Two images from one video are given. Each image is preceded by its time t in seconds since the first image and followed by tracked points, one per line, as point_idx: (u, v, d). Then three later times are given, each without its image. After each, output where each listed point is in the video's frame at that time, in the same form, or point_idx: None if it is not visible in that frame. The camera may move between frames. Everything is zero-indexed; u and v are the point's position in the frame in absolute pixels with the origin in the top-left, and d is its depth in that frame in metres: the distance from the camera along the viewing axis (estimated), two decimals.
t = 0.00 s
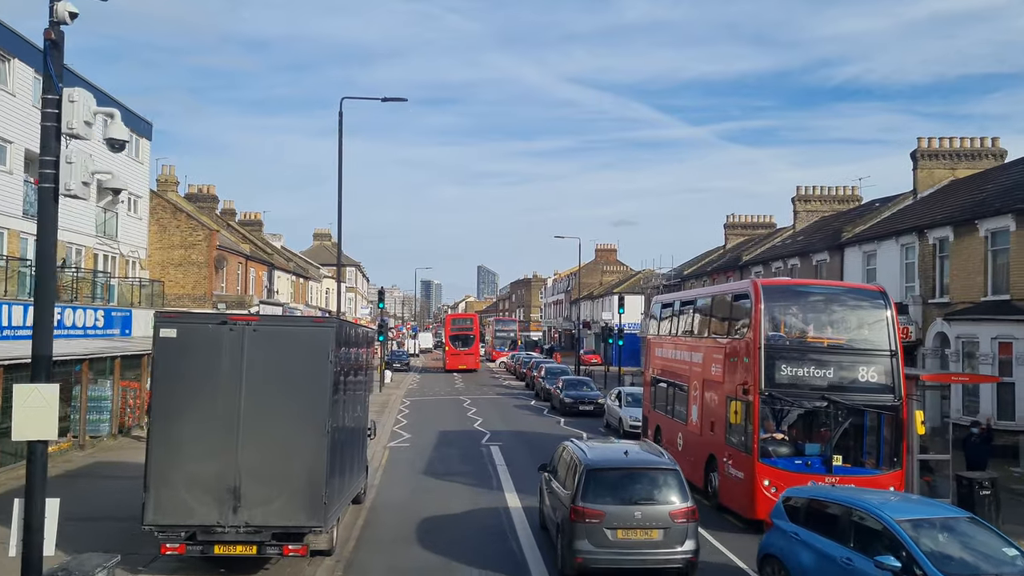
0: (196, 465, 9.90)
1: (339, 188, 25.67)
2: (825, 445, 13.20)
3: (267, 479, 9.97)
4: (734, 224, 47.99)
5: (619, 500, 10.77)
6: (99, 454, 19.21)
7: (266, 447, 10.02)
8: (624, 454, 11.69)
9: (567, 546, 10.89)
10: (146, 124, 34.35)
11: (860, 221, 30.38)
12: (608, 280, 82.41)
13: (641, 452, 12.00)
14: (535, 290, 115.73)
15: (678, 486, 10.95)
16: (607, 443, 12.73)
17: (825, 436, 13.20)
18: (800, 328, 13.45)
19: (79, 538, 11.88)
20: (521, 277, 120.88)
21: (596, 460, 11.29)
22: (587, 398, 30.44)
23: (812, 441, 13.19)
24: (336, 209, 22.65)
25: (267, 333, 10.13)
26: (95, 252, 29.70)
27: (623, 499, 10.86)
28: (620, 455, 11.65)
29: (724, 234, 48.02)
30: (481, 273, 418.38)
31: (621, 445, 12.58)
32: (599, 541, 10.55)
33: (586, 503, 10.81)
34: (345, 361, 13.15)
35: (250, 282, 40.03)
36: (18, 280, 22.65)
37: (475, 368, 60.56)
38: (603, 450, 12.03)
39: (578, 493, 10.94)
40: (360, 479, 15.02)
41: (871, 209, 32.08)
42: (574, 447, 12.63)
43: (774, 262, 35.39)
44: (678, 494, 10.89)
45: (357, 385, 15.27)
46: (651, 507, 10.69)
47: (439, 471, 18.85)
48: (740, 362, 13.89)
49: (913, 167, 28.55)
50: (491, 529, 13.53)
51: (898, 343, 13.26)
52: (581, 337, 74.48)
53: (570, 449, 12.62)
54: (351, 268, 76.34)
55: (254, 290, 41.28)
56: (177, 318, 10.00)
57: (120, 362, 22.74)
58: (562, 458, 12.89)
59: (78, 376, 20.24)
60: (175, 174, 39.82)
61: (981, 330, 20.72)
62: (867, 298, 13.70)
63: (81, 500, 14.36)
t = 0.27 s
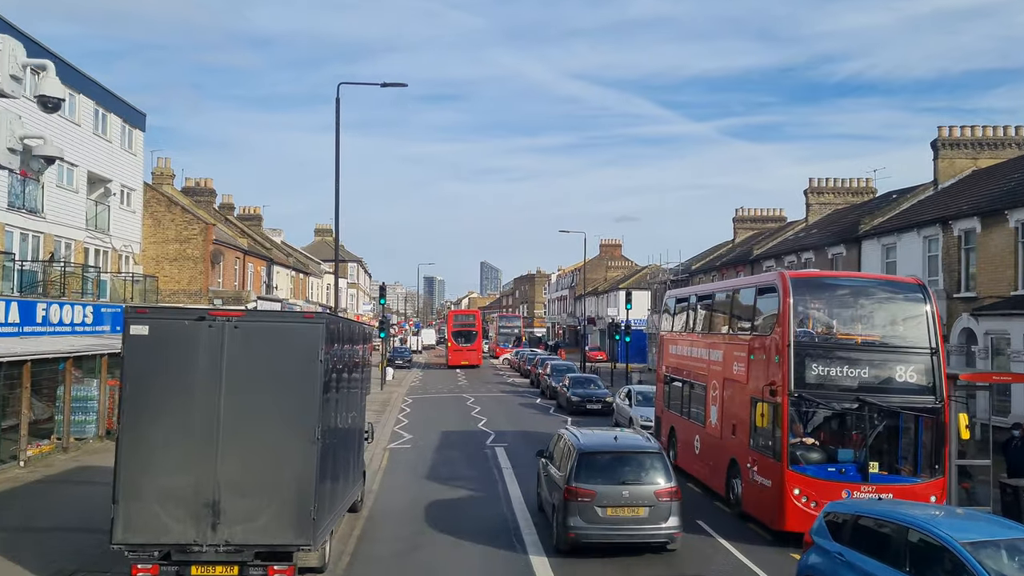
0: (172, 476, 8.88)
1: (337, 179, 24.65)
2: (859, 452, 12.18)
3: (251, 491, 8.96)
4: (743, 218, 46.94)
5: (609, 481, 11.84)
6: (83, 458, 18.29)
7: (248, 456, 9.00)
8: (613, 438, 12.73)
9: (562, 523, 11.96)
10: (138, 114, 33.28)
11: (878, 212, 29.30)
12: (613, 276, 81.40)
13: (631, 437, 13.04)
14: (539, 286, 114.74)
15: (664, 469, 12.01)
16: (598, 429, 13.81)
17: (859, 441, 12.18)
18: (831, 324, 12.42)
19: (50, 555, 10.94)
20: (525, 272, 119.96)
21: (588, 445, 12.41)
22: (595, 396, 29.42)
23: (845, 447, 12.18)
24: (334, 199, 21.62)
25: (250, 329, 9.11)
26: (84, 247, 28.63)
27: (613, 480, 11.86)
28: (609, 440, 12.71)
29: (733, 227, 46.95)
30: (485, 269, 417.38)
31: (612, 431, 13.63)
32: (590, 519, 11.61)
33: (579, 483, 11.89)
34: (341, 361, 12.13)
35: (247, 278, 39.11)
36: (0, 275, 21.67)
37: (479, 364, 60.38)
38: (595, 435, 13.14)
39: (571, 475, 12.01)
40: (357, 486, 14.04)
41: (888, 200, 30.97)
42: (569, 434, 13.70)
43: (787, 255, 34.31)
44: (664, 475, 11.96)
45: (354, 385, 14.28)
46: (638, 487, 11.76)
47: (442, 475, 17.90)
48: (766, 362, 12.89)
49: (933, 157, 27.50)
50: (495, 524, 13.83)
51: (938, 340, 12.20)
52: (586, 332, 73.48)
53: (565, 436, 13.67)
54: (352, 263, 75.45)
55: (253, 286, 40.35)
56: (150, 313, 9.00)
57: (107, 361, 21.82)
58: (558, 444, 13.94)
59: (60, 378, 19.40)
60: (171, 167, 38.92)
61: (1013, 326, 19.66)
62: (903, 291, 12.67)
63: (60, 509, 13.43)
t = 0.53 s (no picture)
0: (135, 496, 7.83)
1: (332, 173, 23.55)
2: (900, 466, 11.06)
3: (225, 512, 7.91)
4: (752, 216, 45.85)
5: (598, 468, 13.08)
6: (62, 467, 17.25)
7: (223, 475, 7.94)
8: (603, 430, 13.93)
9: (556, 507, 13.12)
10: (131, 108, 32.18)
11: (897, 209, 28.21)
12: (617, 276, 80.32)
13: (619, 430, 14.20)
14: (542, 287, 113.71)
15: (649, 458, 13.22)
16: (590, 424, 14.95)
17: (899, 454, 11.06)
18: (868, 325, 11.31)
19: None
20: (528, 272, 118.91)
21: (580, 437, 13.59)
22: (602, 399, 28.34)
23: (885, 460, 11.07)
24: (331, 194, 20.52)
25: (226, 332, 8.06)
26: (73, 245, 27.54)
27: (602, 468, 13.11)
28: (600, 432, 13.89)
29: (742, 226, 45.87)
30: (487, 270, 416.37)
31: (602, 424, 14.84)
32: (582, 503, 12.82)
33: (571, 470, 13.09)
34: (333, 365, 11.07)
35: (245, 278, 38.07)
36: None
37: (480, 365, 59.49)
38: (587, 429, 14.33)
39: (565, 464, 13.22)
40: (351, 501, 12.97)
41: (906, 197, 29.88)
42: (563, 428, 14.87)
43: (799, 254, 33.24)
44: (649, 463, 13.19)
45: (349, 390, 13.19)
46: (625, 475, 12.96)
47: (445, 487, 16.84)
48: (796, 367, 11.78)
49: (955, 150, 26.40)
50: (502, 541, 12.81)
51: (988, 343, 11.11)
52: (590, 333, 72.39)
53: (558, 430, 14.82)
54: (353, 262, 74.43)
55: (250, 286, 39.30)
56: (112, 314, 7.96)
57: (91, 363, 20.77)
58: (552, 437, 15.05)
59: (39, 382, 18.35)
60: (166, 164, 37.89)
61: None
62: (947, 290, 11.57)
63: (32, 528, 12.37)
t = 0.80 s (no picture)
0: (84, 519, 6.73)
1: (327, 164, 22.37)
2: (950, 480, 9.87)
3: (187, 537, 6.80)
4: (762, 212, 44.69)
5: (589, 454, 14.04)
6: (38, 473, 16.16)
7: (187, 495, 6.83)
8: (594, 419, 14.86)
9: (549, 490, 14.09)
10: (122, 99, 31.10)
11: (917, 203, 27.06)
12: (622, 275, 79.16)
13: (610, 419, 15.16)
14: (545, 286, 112.60)
15: (636, 444, 14.21)
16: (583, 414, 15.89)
17: (950, 466, 9.85)
18: (912, 322, 10.06)
19: None
20: (531, 271, 117.78)
21: (572, 425, 14.55)
22: (610, 400, 27.21)
23: (934, 473, 9.88)
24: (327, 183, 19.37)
25: (190, 330, 6.94)
26: (60, 239, 26.48)
27: (593, 453, 14.09)
28: (591, 421, 14.81)
29: (752, 223, 44.72)
30: (490, 269, 415.37)
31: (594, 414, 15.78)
32: (573, 485, 13.81)
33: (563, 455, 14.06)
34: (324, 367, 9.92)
35: (241, 276, 36.99)
36: None
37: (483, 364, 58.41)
38: (579, 418, 15.30)
39: (558, 450, 14.17)
40: (345, 512, 11.87)
41: (926, 190, 28.73)
42: (556, 417, 15.84)
43: (813, 250, 32.09)
44: (634, 449, 14.22)
45: (345, 392, 12.05)
46: (614, 459, 13.97)
47: (446, 495, 15.74)
48: (833, 368, 10.54)
49: (981, 141, 25.24)
50: (510, 556, 11.74)
51: None
52: (595, 333, 71.26)
53: (552, 419, 15.76)
54: (354, 261, 73.35)
55: (246, 284, 38.23)
56: (60, 309, 6.88)
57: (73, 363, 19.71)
58: (546, 426, 15.95)
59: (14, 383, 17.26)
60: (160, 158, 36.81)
61: None
62: (1001, 283, 10.42)
63: None
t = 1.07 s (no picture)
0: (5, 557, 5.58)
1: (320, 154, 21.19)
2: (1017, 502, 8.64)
3: None
4: (771, 209, 43.53)
5: (580, 446, 15.13)
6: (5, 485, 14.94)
7: (130, 529, 5.66)
8: (585, 414, 15.90)
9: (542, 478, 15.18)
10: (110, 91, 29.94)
11: (939, 197, 25.87)
12: (626, 274, 77.96)
13: (600, 413, 16.26)
14: (547, 286, 111.47)
15: (624, 436, 15.29)
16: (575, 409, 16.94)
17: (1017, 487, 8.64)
18: (974, 322, 8.87)
19: None
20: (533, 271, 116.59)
21: (565, 419, 15.63)
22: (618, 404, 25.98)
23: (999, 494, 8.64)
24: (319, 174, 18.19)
25: (135, 332, 5.78)
26: (42, 235, 25.29)
27: (584, 444, 15.17)
28: (582, 415, 15.85)
29: (761, 220, 43.55)
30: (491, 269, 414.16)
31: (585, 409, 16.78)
32: (565, 474, 14.91)
33: (556, 447, 15.15)
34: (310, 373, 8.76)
35: (235, 274, 35.84)
36: None
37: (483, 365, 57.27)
38: (571, 412, 16.40)
39: (551, 441, 15.27)
40: (333, 531, 10.70)
41: (947, 185, 27.55)
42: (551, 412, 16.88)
43: (828, 247, 30.91)
44: (622, 440, 15.31)
45: (335, 399, 10.89)
46: (603, 450, 15.04)
47: (443, 509, 14.57)
48: (882, 375, 9.36)
49: (1009, 132, 24.00)
50: None
51: None
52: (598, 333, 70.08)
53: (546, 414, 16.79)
54: (354, 259, 72.17)
55: (240, 282, 37.06)
56: None
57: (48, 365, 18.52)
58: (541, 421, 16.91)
59: None
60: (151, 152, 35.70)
61: None
62: None
63: None
